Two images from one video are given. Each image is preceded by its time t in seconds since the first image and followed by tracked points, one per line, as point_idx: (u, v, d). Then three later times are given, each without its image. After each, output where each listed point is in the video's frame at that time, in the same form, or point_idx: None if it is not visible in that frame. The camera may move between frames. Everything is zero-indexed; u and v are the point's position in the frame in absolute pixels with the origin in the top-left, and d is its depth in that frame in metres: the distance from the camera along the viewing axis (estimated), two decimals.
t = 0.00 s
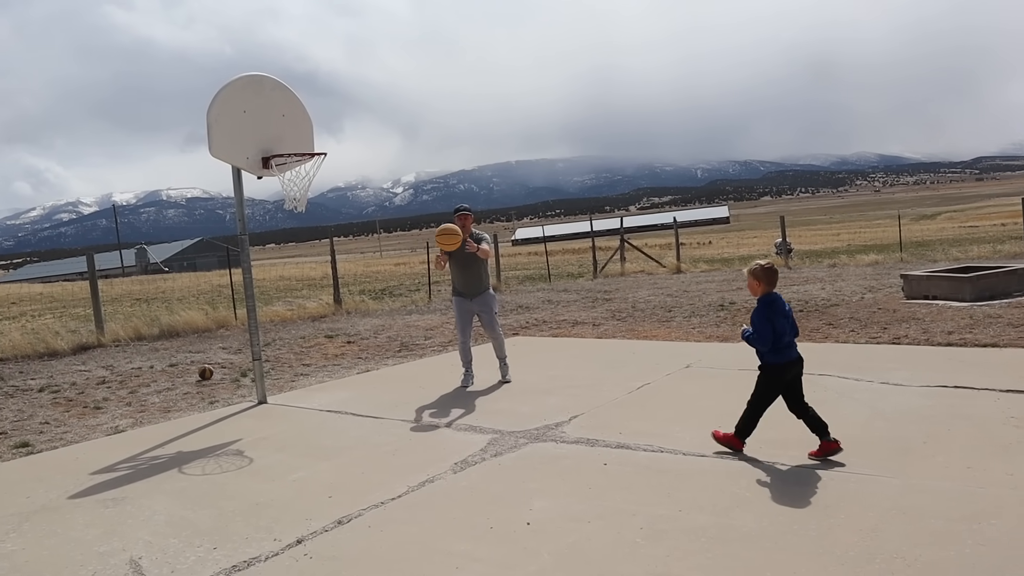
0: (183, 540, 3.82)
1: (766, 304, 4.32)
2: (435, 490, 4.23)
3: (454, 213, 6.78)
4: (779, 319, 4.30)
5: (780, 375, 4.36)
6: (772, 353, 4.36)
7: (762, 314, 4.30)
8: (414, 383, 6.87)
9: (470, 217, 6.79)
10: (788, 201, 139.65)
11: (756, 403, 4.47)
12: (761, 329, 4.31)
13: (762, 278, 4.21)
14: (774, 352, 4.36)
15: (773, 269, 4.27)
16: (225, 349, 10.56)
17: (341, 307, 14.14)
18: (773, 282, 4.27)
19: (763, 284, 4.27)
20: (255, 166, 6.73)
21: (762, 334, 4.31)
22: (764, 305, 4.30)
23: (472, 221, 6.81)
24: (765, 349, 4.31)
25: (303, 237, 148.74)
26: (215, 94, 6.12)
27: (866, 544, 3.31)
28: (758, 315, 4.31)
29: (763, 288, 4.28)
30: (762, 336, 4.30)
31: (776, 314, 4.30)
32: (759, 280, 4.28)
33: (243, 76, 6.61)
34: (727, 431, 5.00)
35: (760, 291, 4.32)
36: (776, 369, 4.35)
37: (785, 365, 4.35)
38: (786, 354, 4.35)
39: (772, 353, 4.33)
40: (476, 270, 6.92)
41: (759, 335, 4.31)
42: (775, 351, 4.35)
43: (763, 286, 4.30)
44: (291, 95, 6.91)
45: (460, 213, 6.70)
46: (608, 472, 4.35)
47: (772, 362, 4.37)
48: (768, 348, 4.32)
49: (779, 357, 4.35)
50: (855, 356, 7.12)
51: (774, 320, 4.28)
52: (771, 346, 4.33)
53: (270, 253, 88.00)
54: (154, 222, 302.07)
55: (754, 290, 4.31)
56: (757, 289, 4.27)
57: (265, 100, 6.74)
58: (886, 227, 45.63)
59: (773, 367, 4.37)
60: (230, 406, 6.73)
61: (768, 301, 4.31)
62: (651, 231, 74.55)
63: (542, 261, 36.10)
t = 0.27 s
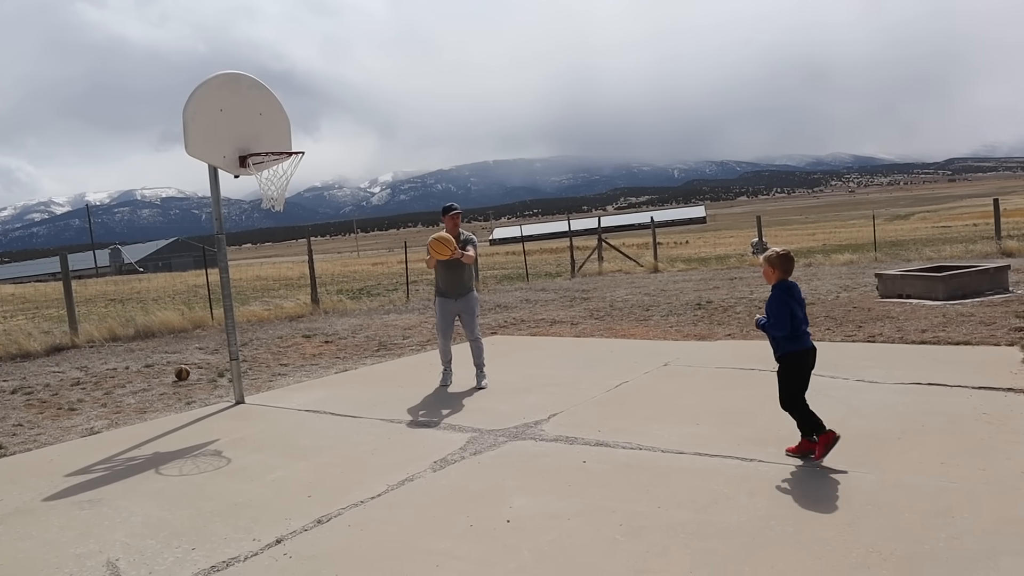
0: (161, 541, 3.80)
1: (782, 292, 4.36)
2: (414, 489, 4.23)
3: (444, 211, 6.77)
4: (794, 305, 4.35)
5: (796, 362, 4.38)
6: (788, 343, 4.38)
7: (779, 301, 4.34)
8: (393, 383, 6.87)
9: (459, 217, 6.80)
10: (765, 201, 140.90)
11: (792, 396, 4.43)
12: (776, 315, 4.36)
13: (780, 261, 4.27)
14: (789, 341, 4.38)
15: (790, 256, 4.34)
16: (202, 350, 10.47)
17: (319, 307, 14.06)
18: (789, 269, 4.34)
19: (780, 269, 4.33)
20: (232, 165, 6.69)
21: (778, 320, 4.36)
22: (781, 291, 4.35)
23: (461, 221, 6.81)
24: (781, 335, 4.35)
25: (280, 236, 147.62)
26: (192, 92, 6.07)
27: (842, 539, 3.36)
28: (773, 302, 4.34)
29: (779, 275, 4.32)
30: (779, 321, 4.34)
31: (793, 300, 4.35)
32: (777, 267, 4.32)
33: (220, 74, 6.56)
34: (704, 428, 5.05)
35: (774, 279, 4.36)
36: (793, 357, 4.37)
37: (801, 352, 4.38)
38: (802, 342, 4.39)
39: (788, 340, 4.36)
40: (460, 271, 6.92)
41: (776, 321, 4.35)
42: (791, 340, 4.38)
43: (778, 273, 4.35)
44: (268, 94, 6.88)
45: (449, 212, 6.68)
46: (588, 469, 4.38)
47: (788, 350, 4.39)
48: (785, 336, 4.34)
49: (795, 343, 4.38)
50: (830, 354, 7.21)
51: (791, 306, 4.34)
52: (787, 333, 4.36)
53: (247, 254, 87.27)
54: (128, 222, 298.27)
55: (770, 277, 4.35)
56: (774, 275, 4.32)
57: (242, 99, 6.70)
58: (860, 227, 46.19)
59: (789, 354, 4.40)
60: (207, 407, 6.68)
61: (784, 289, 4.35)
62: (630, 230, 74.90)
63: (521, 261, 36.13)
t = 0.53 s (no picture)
0: (126, 540, 3.76)
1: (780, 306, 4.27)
2: (383, 485, 4.24)
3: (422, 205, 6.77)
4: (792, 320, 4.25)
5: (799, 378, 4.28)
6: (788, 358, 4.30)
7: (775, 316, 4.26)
8: (362, 379, 6.86)
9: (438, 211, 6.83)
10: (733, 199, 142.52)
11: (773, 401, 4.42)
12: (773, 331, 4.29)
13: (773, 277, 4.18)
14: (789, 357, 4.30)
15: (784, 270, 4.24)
16: (167, 345, 10.33)
17: (286, 303, 13.95)
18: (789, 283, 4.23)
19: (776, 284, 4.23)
20: (199, 159, 6.60)
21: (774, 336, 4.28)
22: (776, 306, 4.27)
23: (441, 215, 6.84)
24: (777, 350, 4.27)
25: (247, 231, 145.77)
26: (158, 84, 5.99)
27: (806, 533, 3.44)
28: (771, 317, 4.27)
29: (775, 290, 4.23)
30: (775, 337, 4.27)
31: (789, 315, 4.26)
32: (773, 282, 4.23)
33: (187, 66, 6.49)
34: (671, 424, 5.12)
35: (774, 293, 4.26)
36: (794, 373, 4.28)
37: (803, 367, 4.27)
38: (804, 356, 4.28)
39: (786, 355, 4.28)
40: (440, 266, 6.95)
41: (772, 335, 4.27)
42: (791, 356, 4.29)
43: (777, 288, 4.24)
44: (236, 87, 6.81)
45: (428, 206, 6.69)
46: (557, 465, 4.42)
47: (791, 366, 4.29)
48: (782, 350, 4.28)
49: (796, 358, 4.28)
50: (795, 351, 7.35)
51: (788, 320, 4.25)
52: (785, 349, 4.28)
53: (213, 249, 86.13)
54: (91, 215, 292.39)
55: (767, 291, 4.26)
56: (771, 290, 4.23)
57: (209, 92, 6.63)
58: (824, 226, 46.95)
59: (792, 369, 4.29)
60: (173, 403, 6.61)
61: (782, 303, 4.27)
62: (599, 228, 75.31)
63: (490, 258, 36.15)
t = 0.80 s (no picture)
0: (71, 540, 3.68)
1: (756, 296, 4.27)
2: (337, 481, 4.23)
3: (383, 199, 6.72)
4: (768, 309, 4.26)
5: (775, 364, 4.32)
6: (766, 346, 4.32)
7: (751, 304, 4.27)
8: (317, 375, 6.80)
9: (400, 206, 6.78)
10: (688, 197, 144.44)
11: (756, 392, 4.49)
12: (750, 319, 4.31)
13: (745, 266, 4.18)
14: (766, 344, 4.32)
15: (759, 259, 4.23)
16: (116, 343, 10.10)
17: (239, 299, 13.75)
18: (763, 271, 4.23)
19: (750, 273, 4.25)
20: (149, 152, 6.46)
21: (751, 324, 4.30)
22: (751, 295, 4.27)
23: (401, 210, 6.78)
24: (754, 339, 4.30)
25: (199, 226, 142.87)
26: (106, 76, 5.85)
27: (756, 522, 3.52)
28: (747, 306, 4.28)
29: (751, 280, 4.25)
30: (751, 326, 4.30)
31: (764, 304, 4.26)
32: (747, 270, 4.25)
33: (137, 58, 6.36)
34: (624, 418, 5.20)
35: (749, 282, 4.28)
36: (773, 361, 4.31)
37: (782, 354, 4.30)
38: (783, 343, 4.30)
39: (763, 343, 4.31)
40: (399, 262, 6.91)
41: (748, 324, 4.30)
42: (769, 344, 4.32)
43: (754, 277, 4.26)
44: (187, 79, 6.69)
45: (390, 200, 6.65)
46: (512, 459, 4.45)
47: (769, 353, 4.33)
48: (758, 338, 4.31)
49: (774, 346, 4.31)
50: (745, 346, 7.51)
51: (763, 309, 4.25)
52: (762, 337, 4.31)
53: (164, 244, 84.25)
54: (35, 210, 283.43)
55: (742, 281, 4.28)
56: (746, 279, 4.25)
57: (159, 84, 6.49)
58: (776, 224, 47.88)
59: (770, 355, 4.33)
60: (121, 401, 6.48)
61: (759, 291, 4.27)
62: (556, 224, 75.64)
63: (446, 254, 36.04)
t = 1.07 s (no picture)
0: (22, 534, 3.61)
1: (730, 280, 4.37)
2: (296, 471, 4.20)
3: (342, 188, 6.67)
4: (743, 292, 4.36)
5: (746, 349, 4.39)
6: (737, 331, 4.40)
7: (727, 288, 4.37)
8: (277, 365, 6.74)
9: (359, 194, 6.74)
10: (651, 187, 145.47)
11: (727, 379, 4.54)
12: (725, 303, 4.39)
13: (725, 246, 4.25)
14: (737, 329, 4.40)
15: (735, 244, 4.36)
16: (69, 332, 9.89)
17: (197, 288, 13.54)
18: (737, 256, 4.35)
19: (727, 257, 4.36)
20: (103, 137, 6.32)
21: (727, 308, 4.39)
22: (730, 278, 4.37)
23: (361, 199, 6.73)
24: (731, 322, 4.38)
25: (157, 213, 140.02)
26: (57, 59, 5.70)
27: (712, 509, 3.59)
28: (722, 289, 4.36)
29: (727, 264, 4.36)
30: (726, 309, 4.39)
31: (742, 287, 4.36)
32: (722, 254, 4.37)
33: (90, 40, 6.21)
34: (585, 407, 5.25)
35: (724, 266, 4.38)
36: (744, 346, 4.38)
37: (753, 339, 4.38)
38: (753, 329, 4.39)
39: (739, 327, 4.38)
40: (359, 252, 6.87)
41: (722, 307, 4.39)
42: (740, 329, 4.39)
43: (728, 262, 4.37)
44: (143, 63, 6.55)
45: (349, 188, 6.60)
46: (473, 448, 4.47)
47: (741, 338, 4.39)
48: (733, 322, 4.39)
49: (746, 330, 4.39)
50: (704, 335, 7.62)
51: (740, 293, 4.35)
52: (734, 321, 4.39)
53: (121, 232, 82.44)
54: None
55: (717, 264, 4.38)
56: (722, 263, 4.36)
57: (114, 67, 6.35)
58: (737, 214, 48.51)
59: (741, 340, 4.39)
60: (75, 392, 6.35)
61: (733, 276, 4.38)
62: (520, 213, 75.64)
63: (409, 243, 35.86)
